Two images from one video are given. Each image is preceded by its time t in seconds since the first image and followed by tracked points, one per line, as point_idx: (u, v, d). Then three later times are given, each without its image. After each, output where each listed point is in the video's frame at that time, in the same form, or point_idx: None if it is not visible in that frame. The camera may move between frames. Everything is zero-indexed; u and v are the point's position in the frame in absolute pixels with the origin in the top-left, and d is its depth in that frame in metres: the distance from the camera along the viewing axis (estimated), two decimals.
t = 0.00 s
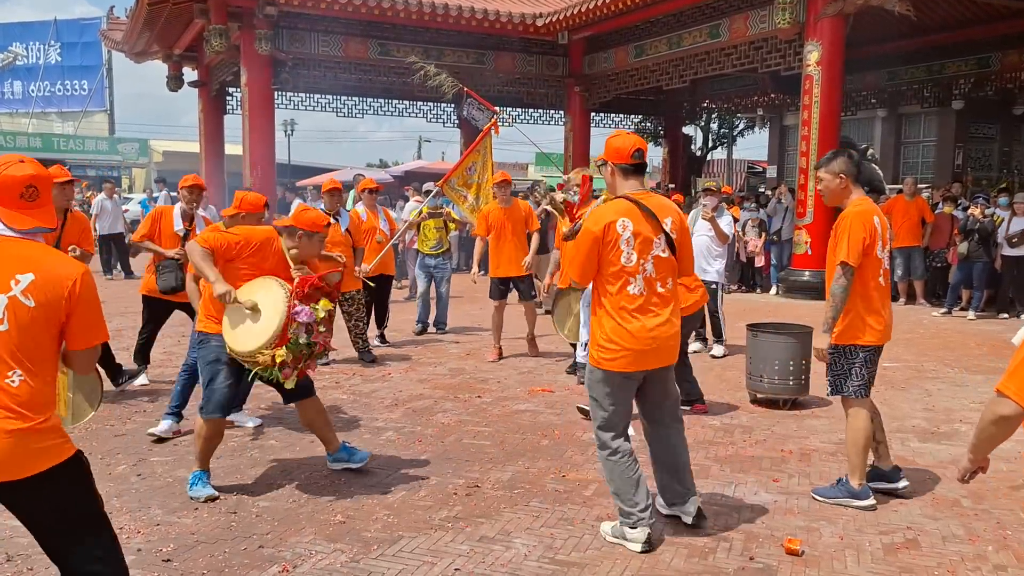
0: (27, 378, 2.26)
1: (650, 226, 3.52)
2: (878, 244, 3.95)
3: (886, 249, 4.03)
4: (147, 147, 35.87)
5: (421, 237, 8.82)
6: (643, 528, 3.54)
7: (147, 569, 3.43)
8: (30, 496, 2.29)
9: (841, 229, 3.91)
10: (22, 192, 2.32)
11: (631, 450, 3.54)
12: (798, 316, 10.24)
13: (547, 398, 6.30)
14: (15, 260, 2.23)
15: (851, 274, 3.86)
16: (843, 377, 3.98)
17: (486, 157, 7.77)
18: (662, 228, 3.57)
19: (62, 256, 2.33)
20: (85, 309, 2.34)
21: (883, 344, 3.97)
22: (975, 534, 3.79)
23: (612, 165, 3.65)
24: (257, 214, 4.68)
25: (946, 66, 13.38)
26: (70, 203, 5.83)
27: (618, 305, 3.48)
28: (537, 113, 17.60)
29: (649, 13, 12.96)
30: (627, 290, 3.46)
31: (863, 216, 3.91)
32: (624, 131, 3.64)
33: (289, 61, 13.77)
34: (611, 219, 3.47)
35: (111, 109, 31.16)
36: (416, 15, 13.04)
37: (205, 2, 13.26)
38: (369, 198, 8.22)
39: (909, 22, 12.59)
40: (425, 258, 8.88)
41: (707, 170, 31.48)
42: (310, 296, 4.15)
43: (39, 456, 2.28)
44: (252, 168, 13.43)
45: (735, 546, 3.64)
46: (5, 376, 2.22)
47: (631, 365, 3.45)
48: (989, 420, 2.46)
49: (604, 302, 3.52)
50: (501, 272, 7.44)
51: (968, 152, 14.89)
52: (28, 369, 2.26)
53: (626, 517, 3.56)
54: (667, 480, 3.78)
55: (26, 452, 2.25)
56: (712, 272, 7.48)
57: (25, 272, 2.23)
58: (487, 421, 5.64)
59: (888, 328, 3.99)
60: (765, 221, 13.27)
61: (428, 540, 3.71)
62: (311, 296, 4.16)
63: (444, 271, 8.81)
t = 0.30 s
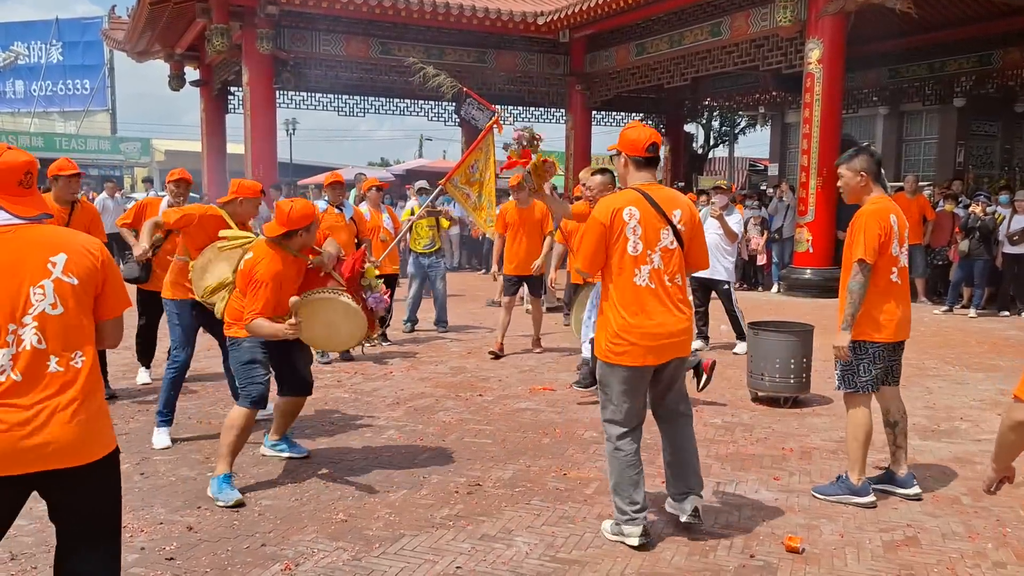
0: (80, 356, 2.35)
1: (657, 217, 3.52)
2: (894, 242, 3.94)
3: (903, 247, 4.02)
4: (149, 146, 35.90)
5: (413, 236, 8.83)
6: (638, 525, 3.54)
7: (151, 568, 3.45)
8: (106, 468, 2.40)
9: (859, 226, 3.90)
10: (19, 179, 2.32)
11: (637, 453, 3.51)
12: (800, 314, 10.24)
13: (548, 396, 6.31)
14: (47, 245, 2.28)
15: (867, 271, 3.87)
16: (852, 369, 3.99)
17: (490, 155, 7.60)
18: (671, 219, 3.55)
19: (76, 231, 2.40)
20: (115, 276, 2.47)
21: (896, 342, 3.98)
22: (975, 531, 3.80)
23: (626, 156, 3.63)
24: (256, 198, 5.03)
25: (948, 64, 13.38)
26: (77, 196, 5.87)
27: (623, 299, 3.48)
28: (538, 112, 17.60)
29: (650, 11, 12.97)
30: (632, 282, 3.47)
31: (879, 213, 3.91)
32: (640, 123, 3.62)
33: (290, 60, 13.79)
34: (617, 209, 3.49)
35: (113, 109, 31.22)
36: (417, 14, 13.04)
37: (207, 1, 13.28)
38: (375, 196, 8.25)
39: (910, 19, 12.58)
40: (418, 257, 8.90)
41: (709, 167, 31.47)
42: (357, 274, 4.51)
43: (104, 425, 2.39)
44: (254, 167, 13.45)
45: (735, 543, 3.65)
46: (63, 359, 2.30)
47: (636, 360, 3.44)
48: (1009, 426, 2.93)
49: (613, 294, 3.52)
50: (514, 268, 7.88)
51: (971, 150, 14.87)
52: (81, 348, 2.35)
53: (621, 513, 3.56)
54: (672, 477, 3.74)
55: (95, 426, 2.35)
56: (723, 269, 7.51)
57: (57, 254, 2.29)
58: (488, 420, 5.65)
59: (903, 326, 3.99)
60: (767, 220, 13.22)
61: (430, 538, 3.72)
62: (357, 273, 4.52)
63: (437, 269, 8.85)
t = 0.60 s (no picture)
0: (80, 350, 2.38)
1: (681, 241, 3.44)
2: (914, 244, 3.95)
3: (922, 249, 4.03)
4: (155, 146, 36.01)
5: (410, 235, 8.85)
6: (604, 544, 3.42)
7: (158, 567, 3.47)
8: (102, 463, 2.44)
9: (881, 222, 3.90)
10: (14, 168, 2.32)
11: (619, 469, 3.41)
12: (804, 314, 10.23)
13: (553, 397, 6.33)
14: (48, 243, 2.30)
15: (886, 271, 3.88)
16: (859, 365, 4.01)
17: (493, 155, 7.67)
18: (694, 243, 3.49)
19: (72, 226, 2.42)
20: (111, 272, 2.49)
21: (910, 341, 3.98)
22: (978, 532, 3.80)
23: (649, 178, 3.55)
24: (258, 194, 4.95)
25: (953, 64, 13.35)
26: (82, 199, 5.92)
27: (646, 321, 3.36)
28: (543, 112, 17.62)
29: (655, 11, 12.96)
30: (657, 307, 3.35)
31: (902, 214, 3.90)
32: (662, 144, 3.54)
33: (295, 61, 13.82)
34: (644, 233, 3.38)
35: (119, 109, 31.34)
36: (421, 14, 13.05)
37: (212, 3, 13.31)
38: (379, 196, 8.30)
39: (915, 19, 12.54)
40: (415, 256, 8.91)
41: (714, 167, 31.46)
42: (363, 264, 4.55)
43: (100, 420, 2.43)
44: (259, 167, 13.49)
45: (739, 544, 3.65)
46: (65, 355, 2.33)
47: (656, 382, 3.34)
48: None
49: (632, 316, 3.42)
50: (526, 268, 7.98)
51: (976, 150, 14.84)
52: (78, 345, 2.38)
53: (589, 528, 3.45)
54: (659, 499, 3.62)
55: (92, 422, 2.38)
56: (744, 271, 7.53)
57: (57, 251, 2.31)
58: (492, 420, 5.67)
59: (916, 328, 3.99)
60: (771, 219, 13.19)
61: (434, 538, 3.74)
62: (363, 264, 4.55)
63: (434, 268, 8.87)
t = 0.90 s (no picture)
0: (63, 373, 2.29)
1: (696, 230, 3.43)
2: (941, 243, 3.92)
3: (949, 248, 3.99)
4: (179, 148, 36.39)
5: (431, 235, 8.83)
6: (682, 540, 3.43)
7: (183, 563, 3.52)
8: (85, 490, 2.33)
9: (908, 221, 3.88)
10: (29, 184, 2.34)
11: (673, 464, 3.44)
12: (827, 315, 10.15)
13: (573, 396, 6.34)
14: (37, 256, 2.25)
15: (913, 270, 3.86)
16: (892, 368, 3.98)
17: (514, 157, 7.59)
18: (709, 232, 3.47)
19: (78, 246, 2.36)
20: (112, 299, 2.41)
21: (939, 343, 3.95)
22: (1002, 534, 3.77)
23: (663, 166, 3.55)
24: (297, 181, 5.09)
25: (978, 62, 13.33)
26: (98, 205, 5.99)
27: (661, 314, 3.39)
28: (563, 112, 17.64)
29: (676, 11, 12.92)
30: (672, 298, 3.38)
31: (928, 212, 3.88)
32: (675, 132, 3.55)
33: (318, 62, 13.92)
34: (655, 224, 3.40)
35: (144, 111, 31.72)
36: (443, 15, 13.11)
37: (236, 5, 13.44)
38: (399, 197, 8.33)
39: (941, 17, 12.42)
40: (436, 256, 8.95)
41: (735, 166, 31.35)
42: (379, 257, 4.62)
43: (86, 445, 2.32)
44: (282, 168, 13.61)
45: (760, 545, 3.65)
46: (43, 373, 2.24)
47: (675, 372, 3.35)
48: None
49: (648, 306, 3.44)
50: (548, 266, 7.97)
51: (1001, 148, 14.64)
52: (62, 365, 2.29)
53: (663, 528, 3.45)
54: (720, 496, 3.57)
55: (73, 444, 2.28)
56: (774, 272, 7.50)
57: (52, 268, 2.26)
58: (513, 420, 5.69)
59: (944, 327, 3.96)
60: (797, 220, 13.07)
61: (455, 537, 3.77)
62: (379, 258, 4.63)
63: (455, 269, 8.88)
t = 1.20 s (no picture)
0: (144, 360, 2.46)
1: (713, 214, 3.44)
2: (961, 243, 3.90)
3: (970, 248, 3.97)
4: (197, 148, 36.64)
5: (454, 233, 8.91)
6: (688, 534, 3.44)
7: (204, 559, 3.57)
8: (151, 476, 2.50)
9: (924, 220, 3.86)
10: (58, 180, 2.44)
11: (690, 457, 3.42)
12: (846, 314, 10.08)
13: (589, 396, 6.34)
14: (103, 249, 2.39)
15: (931, 268, 3.84)
16: (910, 372, 3.98)
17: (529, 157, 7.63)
18: (725, 219, 3.48)
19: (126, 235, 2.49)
20: (167, 283, 2.58)
21: (958, 345, 3.93)
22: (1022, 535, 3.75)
23: (683, 151, 3.54)
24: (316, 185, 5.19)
25: (997, 59, 13.28)
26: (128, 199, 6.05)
27: (678, 299, 3.39)
28: (579, 111, 17.64)
29: (692, 10, 12.88)
30: (688, 281, 3.38)
31: (942, 211, 3.86)
32: (696, 118, 3.52)
33: (334, 63, 13.99)
34: (674, 207, 3.39)
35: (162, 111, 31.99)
36: (459, 15, 13.14)
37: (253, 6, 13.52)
38: (414, 196, 8.32)
39: (960, 14, 12.30)
40: (459, 255, 8.94)
41: (752, 165, 31.20)
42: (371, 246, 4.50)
43: (164, 424, 2.52)
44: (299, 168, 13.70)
45: (778, 544, 3.65)
46: (130, 362, 2.41)
47: (691, 358, 3.34)
48: None
49: (663, 293, 3.44)
50: (557, 265, 7.99)
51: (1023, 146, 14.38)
52: (142, 352, 2.46)
53: (671, 521, 3.45)
54: (717, 490, 3.59)
55: (155, 428, 2.47)
56: (793, 271, 7.46)
57: (115, 259, 2.40)
58: (529, 419, 5.70)
59: (964, 333, 3.94)
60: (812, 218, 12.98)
61: (472, 535, 3.79)
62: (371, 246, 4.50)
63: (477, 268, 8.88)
